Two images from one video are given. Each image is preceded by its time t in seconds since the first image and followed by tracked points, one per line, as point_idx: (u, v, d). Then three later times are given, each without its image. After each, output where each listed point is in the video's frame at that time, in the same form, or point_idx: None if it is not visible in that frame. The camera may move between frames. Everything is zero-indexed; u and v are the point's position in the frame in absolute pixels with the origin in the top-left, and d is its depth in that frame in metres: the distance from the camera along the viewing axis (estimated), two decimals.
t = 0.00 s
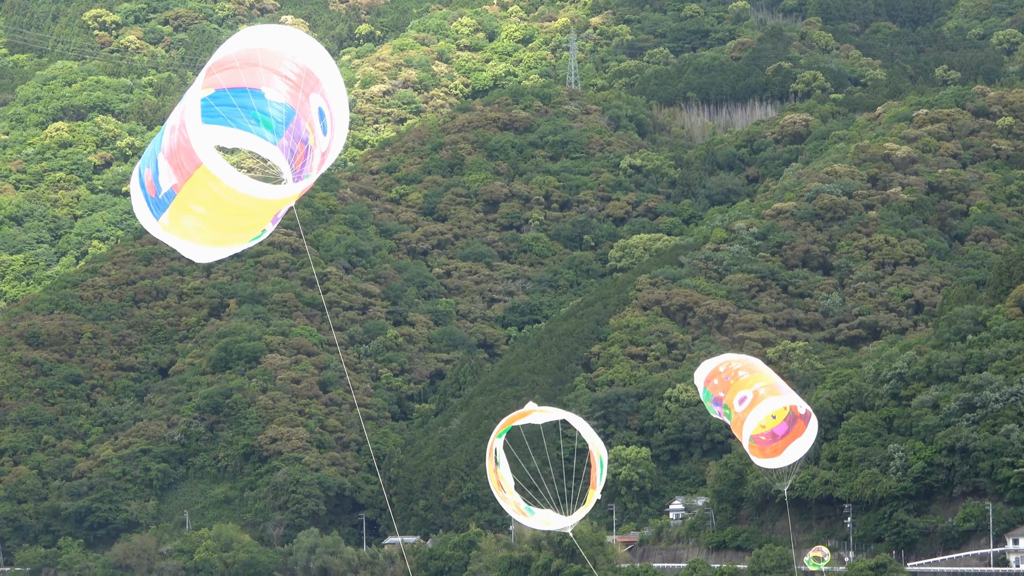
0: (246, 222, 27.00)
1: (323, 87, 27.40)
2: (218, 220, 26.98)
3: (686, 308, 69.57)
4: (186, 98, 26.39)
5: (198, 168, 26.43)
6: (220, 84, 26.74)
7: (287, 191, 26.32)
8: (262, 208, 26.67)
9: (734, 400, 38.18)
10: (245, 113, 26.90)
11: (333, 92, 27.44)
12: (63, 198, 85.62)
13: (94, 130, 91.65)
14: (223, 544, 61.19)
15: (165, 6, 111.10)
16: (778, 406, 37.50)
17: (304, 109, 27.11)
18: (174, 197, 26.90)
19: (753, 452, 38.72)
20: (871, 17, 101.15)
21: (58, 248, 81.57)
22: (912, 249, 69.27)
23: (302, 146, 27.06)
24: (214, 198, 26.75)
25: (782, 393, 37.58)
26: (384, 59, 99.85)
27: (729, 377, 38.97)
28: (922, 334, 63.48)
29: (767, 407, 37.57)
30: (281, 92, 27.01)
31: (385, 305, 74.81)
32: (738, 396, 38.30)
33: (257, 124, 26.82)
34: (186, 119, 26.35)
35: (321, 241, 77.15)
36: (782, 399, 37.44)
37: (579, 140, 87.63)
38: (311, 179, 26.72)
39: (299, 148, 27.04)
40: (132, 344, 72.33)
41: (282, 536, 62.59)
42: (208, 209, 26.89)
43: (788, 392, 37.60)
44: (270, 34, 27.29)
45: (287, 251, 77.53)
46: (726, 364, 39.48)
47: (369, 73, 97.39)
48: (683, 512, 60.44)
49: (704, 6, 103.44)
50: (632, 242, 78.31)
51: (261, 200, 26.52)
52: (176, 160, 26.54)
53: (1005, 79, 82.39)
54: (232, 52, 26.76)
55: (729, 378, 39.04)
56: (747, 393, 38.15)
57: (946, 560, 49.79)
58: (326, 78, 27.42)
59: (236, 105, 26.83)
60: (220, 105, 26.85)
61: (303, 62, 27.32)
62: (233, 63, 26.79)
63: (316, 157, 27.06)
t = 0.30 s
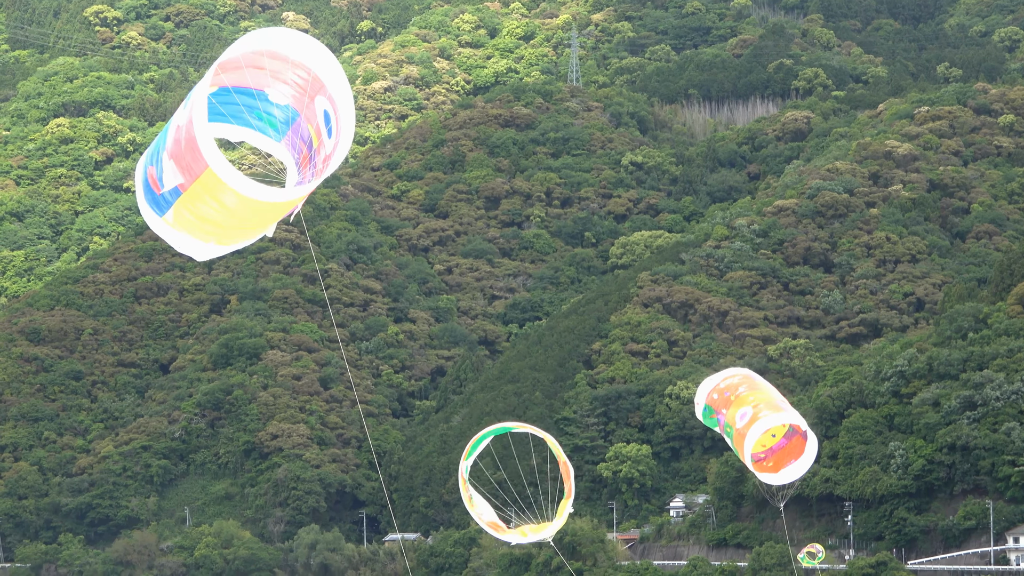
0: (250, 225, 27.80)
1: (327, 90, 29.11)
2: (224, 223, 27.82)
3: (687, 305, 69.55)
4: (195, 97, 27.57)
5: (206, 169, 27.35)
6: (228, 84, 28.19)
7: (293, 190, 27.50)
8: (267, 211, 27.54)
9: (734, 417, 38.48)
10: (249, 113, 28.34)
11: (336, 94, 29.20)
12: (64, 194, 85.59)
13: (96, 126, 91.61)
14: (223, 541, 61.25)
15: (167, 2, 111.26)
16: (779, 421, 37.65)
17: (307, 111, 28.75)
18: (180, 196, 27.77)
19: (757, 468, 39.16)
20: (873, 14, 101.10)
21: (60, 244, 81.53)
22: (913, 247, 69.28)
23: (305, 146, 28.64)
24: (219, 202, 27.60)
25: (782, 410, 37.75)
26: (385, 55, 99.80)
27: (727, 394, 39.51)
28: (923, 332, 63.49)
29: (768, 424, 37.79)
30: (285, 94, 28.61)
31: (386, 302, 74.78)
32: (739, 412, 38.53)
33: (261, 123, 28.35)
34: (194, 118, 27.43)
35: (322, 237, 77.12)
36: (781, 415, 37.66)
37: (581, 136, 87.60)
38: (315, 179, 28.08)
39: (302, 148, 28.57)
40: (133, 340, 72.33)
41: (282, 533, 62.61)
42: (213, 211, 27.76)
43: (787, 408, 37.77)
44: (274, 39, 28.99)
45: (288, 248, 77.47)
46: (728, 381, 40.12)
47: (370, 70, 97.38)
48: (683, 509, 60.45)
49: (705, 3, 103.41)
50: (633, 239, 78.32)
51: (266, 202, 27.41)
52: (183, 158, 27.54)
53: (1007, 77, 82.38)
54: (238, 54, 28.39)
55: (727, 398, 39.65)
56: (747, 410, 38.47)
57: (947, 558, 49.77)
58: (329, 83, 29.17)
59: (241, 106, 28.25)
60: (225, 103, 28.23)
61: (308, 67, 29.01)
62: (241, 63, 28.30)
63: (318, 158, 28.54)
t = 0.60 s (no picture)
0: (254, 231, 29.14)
1: (334, 97, 29.92)
2: (229, 229, 29.18)
3: (689, 301, 69.56)
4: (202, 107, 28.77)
5: (212, 179, 28.69)
6: (234, 92, 29.31)
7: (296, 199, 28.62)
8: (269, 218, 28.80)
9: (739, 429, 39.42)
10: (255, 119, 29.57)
11: (343, 102, 29.96)
12: (67, 188, 85.62)
13: (98, 121, 91.62)
14: (225, 535, 61.36)
15: None
16: (780, 434, 38.48)
17: (311, 118, 29.73)
18: (187, 202, 29.16)
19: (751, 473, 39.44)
20: (875, 11, 101.17)
21: (62, 238, 81.53)
22: (915, 243, 69.25)
23: (308, 151, 29.76)
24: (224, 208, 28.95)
25: (783, 422, 38.63)
26: (388, 51, 99.83)
27: (734, 406, 40.71)
28: (924, 328, 63.52)
29: (770, 436, 38.57)
30: (289, 101, 29.63)
31: (388, 297, 74.78)
32: (743, 426, 39.52)
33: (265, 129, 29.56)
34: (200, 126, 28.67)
35: (325, 232, 77.14)
36: (783, 428, 38.45)
37: (583, 132, 87.61)
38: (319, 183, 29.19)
39: (304, 154, 29.74)
40: (135, 335, 72.34)
41: (284, 528, 62.72)
42: (217, 219, 29.12)
43: (789, 421, 38.63)
44: (282, 47, 29.76)
45: (291, 243, 77.47)
46: (732, 397, 41.38)
47: (373, 65, 97.41)
48: (685, 505, 60.51)
49: None
50: (636, 234, 78.34)
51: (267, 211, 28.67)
52: (190, 166, 28.91)
53: (1009, 73, 82.34)
54: (246, 62, 29.27)
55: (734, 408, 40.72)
56: (751, 423, 39.46)
57: (949, 554, 49.73)
58: (335, 90, 29.94)
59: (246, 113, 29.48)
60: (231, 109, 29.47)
61: (314, 74, 29.86)
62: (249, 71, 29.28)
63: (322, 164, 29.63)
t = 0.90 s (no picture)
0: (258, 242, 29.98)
1: (337, 107, 30.87)
2: (232, 241, 30.07)
3: (692, 295, 69.55)
4: (204, 122, 29.84)
5: (215, 191, 29.66)
6: (237, 104, 30.38)
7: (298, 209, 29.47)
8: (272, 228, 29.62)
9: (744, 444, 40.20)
10: (260, 130, 30.64)
11: (346, 112, 30.85)
12: (70, 181, 85.62)
13: (101, 114, 91.63)
14: (228, 529, 61.48)
15: None
16: (790, 450, 39.62)
17: (316, 129, 30.72)
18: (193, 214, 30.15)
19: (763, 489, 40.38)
20: (879, 5, 101.01)
21: (65, 232, 81.51)
22: (919, 237, 69.19)
23: (313, 162, 30.63)
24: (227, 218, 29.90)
25: (791, 438, 39.75)
26: (391, 44, 99.75)
27: (736, 419, 41.12)
28: (927, 323, 63.56)
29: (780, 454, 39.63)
30: (293, 112, 30.68)
31: (391, 290, 74.78)
32: (749, 439, 40.29)
33: (271, 139, 30.64)
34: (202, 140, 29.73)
35: (328, 226, 77.17)
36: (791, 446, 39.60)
37: (587, 125, 87.60)
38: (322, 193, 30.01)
39: (309, 165, 30.63)
40: (138, 328, 72.40)
41: (287, 521, 62.77)
42: (222, 230, 30.05)
43: (796, 436, 39.79)
44: (284, 59, 30.70)
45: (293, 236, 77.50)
46: (735, 407, 41.69)
47: (376, 59, 97.39)
48: (688, 499, 60.47)
49: None
50: (639, 228, 78.30)
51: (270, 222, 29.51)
52: (195, 178, 29.92)
53: (1012, 67, 82.26)
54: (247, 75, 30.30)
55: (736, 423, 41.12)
56: (755, 437, 40.24)
57: (951, 549, 49.77)
58: (339, 101, 30.83)
59: (252, 125, 30.57)
60: (236, 121, 30.54)
61: (316, 84, 30.80)
62: (250, 84, 30.35)
63: (327, 174, 30.59)
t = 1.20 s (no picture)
0: (264, 248, 30.36)
1: (334, 111, 31.28)
2: (241, 248, 30.43)
3: (698, 287, 69.57)
4: (205, 132, 30.18)
5: (218, 198, 29.98)
6: (238, 115, 30.63)
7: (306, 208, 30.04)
8: (280, 231, 30.10)
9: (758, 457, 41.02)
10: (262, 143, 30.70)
11: (344, 115, 31.37)
12: (76, 172, 85.64)
13: (107, 105, 91.70)
14: (234, 520, 61.57)
15: None
16: (801, 466, 40.23)
17: (317, 134, 30.93)
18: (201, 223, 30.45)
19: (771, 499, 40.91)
20: None
21: (71, 223, 81.49)
22: (925, 229, 69.12)
23: (318, 170, 30.80)
24: (232, 225, 30.22)
25: (803, 455, 40.42)
26: (397, 35, 99.74)
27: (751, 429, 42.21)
28: (933, 315, 63.56)
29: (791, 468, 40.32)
30: (296, 124, 30.83)
31: (397, 282, 74.79)
32: (763, 452, 41.12)
33: (277, 153, 30.54)
34: (203, 148, 30.09)
35: (334, 218, 77.18)
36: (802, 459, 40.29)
37: (593, 117, 87.65)
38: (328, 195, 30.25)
39: (314, 174, 30.75)
40: (144, 319, 72.48)
41: (293, 512, 62.77)
42: (230, 238, 30.36)
43: (809, 453, 40.41)
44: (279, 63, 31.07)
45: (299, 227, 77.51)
46: (747, 421, 42.86)
47: (382, 50, 97.32)
48: (694, 491, 60.48)
49: None
50: (645, 220, 78.31)
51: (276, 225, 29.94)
52: (197, 185, 30.26)
53: (1019, 60, 82.19)
54: (244, 82, 30.57)
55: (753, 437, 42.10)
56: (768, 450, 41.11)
57: (957, 541, 49.70)
58: (336, 104, 31.30)
59: (255, 138, 30.66)
60: (239, 134, 30.72)
61: (314, 90, 31.11)
62: (248, 91, 30.61)
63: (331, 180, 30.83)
